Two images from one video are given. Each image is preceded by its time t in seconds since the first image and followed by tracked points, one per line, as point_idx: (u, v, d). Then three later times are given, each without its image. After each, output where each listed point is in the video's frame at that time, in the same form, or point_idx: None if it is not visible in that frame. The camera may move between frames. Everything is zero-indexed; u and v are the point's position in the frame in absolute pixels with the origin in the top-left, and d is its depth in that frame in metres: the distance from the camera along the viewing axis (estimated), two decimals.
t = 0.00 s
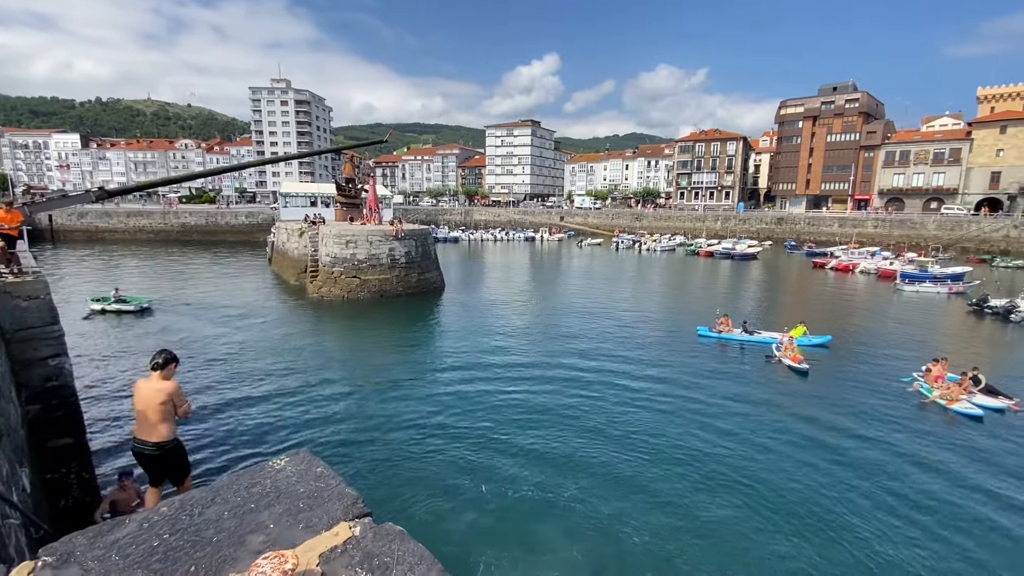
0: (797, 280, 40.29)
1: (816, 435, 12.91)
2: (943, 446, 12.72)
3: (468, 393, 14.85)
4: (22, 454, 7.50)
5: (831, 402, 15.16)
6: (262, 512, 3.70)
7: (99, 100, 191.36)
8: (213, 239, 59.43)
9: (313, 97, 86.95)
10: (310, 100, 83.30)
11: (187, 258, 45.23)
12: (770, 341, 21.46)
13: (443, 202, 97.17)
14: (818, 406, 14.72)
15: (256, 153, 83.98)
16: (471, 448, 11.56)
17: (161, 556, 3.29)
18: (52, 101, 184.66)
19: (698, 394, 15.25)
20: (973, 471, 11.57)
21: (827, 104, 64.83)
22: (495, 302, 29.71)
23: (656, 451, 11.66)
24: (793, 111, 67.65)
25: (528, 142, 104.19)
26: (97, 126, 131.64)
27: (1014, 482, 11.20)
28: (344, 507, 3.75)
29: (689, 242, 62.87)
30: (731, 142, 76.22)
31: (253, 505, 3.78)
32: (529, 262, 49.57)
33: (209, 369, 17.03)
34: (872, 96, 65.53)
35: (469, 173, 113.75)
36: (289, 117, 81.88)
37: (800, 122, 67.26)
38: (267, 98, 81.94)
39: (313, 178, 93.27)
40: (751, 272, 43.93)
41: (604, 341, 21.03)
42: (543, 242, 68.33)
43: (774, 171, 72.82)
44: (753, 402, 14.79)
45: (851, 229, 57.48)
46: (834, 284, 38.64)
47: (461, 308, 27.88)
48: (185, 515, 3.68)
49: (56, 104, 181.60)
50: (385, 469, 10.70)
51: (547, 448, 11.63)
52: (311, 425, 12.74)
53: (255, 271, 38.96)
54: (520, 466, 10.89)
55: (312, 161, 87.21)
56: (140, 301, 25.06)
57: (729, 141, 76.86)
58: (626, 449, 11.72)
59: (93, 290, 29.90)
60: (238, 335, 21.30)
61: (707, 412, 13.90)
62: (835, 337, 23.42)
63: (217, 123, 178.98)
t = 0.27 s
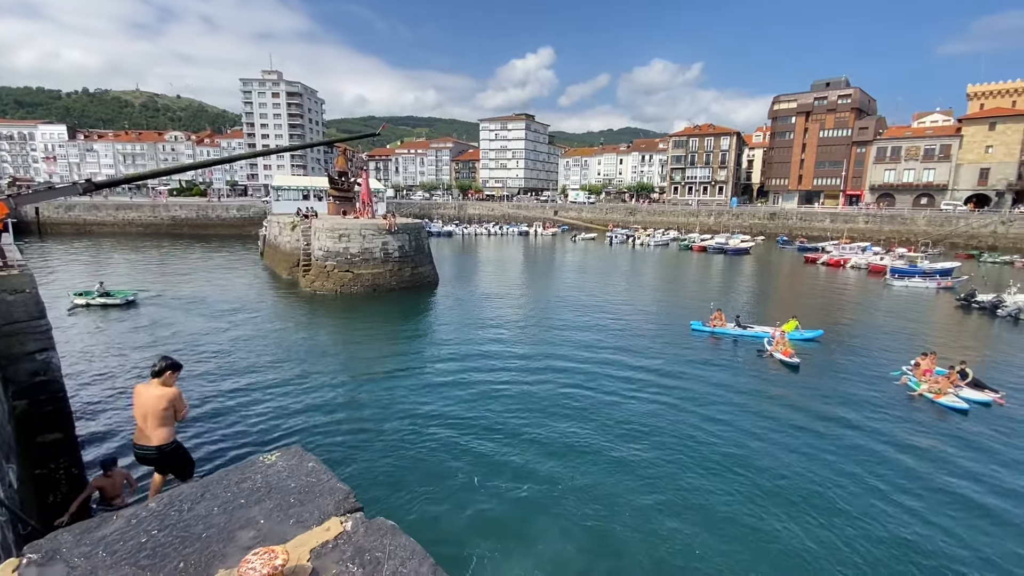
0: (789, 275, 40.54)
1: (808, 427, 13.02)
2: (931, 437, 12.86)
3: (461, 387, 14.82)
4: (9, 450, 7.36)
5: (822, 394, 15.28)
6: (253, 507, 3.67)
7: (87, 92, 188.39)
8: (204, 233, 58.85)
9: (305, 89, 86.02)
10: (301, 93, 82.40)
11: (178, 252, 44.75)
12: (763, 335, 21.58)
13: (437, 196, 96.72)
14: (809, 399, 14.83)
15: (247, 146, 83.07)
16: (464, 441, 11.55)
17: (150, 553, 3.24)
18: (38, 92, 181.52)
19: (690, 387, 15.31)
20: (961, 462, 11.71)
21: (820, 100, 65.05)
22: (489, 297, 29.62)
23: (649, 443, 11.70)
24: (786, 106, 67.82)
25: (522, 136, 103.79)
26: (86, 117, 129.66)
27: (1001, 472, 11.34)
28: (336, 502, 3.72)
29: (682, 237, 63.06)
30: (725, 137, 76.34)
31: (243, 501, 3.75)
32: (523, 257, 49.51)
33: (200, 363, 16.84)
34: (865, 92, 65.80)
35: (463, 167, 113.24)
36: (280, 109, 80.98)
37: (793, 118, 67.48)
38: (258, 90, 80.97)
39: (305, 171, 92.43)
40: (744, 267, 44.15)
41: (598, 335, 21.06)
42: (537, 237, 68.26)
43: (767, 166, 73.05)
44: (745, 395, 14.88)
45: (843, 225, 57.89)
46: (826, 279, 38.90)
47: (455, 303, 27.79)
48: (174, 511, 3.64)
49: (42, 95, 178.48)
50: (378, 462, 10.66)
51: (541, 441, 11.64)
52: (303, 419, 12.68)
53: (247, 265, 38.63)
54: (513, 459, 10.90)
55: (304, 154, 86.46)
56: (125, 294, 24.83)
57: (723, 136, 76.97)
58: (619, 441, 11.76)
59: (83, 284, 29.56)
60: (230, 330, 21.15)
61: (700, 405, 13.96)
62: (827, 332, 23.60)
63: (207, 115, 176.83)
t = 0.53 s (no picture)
0: (780, 269, 40.80)
1: (798, 419, 13.14)
2: (918, 429, 13.03)
3: (454, 379, 14.80)
4: None
5: (812, 387, 15.43)
6: (243, 501, 3.65)
7: (74, 79, 185.05)
8: (194, 223, 58.20)
9: (297, 79, 84.92)
10: (293, 82, 81.33)
11: (168, 243, 44.24)
12: (754, 329, 21.73)
13: (430, 188, 96.18)
14: (800, 391, 14.96)
15: (238, 136, 82.04)
16: (456, 433, 11.57)
17: (138, 548, 3.21)
18: (23, 78, 177.96)
19: (682, 379, 15.41)
20: (946, 453, 11.87)
21: (814, 95, 65.21)
22: (482, 290, 29.57)
23: (640, 434, 11.77)
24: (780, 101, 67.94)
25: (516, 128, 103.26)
26: (72, 105, 127.42)
27: (986, 463, 11.52)
28: (327, 496, 3.72)
29: (675, 231, 63.22)
30: (719, 131, 76.39)
31: (233, 495, 3.72)
32: (517, 250, 49.45)
33: (190, 356, 16.70)
34: (858, 87, 66.04)
35: (457, 159, 112.60)
36: (272, 99, 79.93)
37: (786, 112, 67.62)
38: (248, 79, 79.82)
39: (297, 161, 91.47)
40: (736, 261, 44.38)
41: (591, 328, 21.11)
42: (530, 230, 68.16)
43: (760, 161, 73.25)
44: (736, 387, 15.00)
45: (834, 220, 58.27)
46: (817, 273, 39.20)
47: (448, 295, 27.73)
48: (163, 505, 3.62)
49: (27, 82, 174.93)
50: (370, 453, 10.64)
51: (533, 432, 11.67)
52: (295, 411, 12.62)
53: (238, 257, 38.28)
54: (506, 450, 10.92)
55: (296, 144, 85.54)
56: (108, 284, 24.57)
57: (717, 130, 77.02)
58: (611, 432, 11.81)
59: (70, 275, 29.19)
60: (221, 322, 21.00)
61: (692, 397, 14.05)
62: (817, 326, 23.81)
63: (197, 104, 174.30)
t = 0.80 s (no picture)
0: (773, 263, 40.95)
1: (789, 409, 13.22)
2: (907, 421, 13.17)
3: (447, 370, 14.76)
4: None
5: (803, 379, 15.54)
6: (231, 495, 3.61)
7: (61, 65, 181.67)
8: (185, 213, 57.52)
9: (289, 67, 83.70)
10: (285, 70, 80.17)
11: (158, 233, 43.69)
12: (747, 322, 21.83)
13: (424, 179, 95.55)
14: (790, 383, 15.06)
15: (229, 124, 80.95)
16: (449, 424, 11.54)
17: (123, 543, 3.16)
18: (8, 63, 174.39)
19: (674, 370, 15.46)
20: (933, 444, 12.00)
21: (809, 88, 65.20)
22: (476, 282, 29.48)
23: (632, 425, 11.81)
24: (775, 94, 67.88)
25: (511, 119, 102.59)
26: (60, 91, 125.11)
27: (974, 454, 11.66)
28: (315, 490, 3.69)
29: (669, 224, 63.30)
30: (714, 124, 76.30)
31: (221, 489, 3.68)
32: (511, 241, 49.33)
33: (181, 347, 16.56)
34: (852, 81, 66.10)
35: (451, 150, 111.79)
36: (263, 87, 78.79)
37: (781, 106, 67.62)
38: (240, 66, 78.60)
39: (289, 151, 90.45)
40: (729, 255, 44.52)
41: (585, 320, 21.11)
42: (525, 222, 67.99)
43: (755, 154, 73.31)
44: (728, 379, 15.07)
45: (827, 214, 58.55)
46: (809, 267, 39.41)
47: (442, 287, 27.63)
48: (149, 499, 3.58)
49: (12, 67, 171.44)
50: (362, 444, 10.61)
51: (525, 423, 11.66)
52: (286, 402, 12.54)
53: (230, 247, 37.90)
54: (498, 440, 10.92)
55: (288, 133, 84.56)
56: (93, 274, 24.25)
57: (712, 123, 76.92)
58: (603, 423, 11.84)
59: (59, 265, 28.81)
60: (212, 313, 20.83)
61: (684, 388, 14.11)
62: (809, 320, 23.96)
63: (187, 91, 171.54)
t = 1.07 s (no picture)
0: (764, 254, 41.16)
1: (778, 398, 13.31)
2: (893, 409, 13.32)
3: (437, 358, 14.70)
4: None
5: (791, 369, 15.67)
6: (212, 489, 3.53)
7: (44, 46, 177.12)
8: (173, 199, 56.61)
9: (279, 50, 82.11)
10: (275, 54, 78.63)
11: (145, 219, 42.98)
12: (737, 313, 21.95)
13: (416, 166, 94.66)
14: (779, 373, 15.18)
15: (217, 108, 79.48)
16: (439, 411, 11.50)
17: (98, 538, 3.08)
18: None
19: (664, 360, 15.50)
20: (919, 432, 12.14)
21: (803, 80, 65.15)
22: (468, 271, 29.33)
23: (623, 413, 11.85)
24: (769, 85, 67.75)
25: (505, 107, 101.65)
26: (43, 72, 122.04)
27: (958, 442, 11.83)
28: (300, 485, 3.62)
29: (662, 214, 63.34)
30: (708, 114, 76.11)
31: (202, 483, 3.60)
32: (504, 231, 49.11)
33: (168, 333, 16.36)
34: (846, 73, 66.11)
35: (444, 137, 110.66)
36: (252, 70, 77.31)
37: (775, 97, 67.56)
38: (228, 49, 76.97)
39: (279, 136, 89.08)
40: (721, 246, 44.67)
41: (576, 310, 21.11)
42: (518, 211, 67.67)
43: (748, 146, 73.34)
44: (717, 368, 15.15)
45: (818, 206, 58.85)
46: (800, 259, 39.65)
47: (433, 276, 27.46)
48: (127, 493, 3.49)
49: None
50: (351, 431, 10.54)
51: (516, 411, 11.65)
52: (274, 389, 12.43)
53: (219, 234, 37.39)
54: (489, 429, 10.89)
55: (278, 119, 83.25)
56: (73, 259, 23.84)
57: (706, 113, 76.72)
58: (594, 412, 11.86)
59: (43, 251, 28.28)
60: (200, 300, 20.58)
61: (674, 376, 14.15)
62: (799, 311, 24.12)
63: (174, 74, 167.94)
